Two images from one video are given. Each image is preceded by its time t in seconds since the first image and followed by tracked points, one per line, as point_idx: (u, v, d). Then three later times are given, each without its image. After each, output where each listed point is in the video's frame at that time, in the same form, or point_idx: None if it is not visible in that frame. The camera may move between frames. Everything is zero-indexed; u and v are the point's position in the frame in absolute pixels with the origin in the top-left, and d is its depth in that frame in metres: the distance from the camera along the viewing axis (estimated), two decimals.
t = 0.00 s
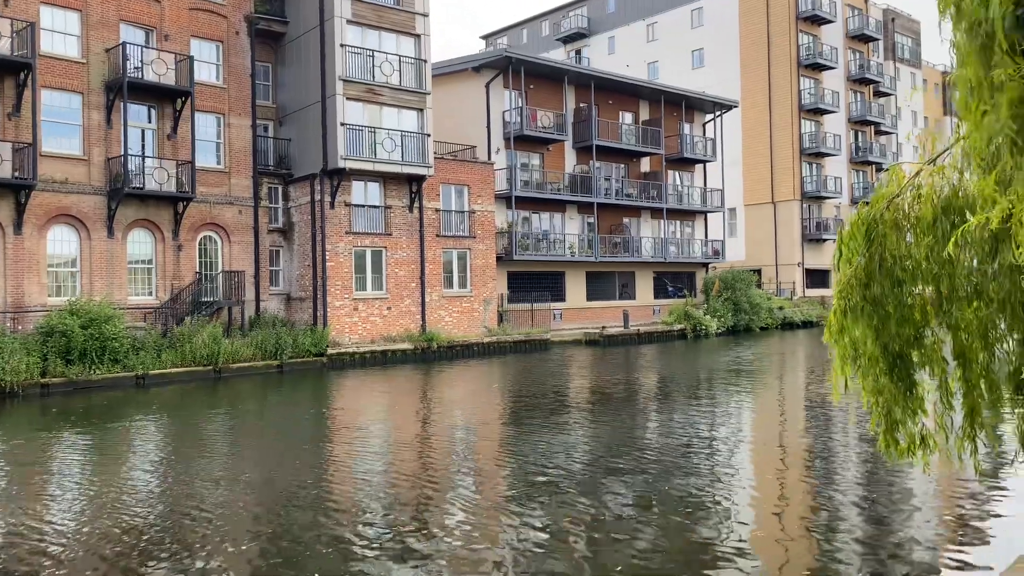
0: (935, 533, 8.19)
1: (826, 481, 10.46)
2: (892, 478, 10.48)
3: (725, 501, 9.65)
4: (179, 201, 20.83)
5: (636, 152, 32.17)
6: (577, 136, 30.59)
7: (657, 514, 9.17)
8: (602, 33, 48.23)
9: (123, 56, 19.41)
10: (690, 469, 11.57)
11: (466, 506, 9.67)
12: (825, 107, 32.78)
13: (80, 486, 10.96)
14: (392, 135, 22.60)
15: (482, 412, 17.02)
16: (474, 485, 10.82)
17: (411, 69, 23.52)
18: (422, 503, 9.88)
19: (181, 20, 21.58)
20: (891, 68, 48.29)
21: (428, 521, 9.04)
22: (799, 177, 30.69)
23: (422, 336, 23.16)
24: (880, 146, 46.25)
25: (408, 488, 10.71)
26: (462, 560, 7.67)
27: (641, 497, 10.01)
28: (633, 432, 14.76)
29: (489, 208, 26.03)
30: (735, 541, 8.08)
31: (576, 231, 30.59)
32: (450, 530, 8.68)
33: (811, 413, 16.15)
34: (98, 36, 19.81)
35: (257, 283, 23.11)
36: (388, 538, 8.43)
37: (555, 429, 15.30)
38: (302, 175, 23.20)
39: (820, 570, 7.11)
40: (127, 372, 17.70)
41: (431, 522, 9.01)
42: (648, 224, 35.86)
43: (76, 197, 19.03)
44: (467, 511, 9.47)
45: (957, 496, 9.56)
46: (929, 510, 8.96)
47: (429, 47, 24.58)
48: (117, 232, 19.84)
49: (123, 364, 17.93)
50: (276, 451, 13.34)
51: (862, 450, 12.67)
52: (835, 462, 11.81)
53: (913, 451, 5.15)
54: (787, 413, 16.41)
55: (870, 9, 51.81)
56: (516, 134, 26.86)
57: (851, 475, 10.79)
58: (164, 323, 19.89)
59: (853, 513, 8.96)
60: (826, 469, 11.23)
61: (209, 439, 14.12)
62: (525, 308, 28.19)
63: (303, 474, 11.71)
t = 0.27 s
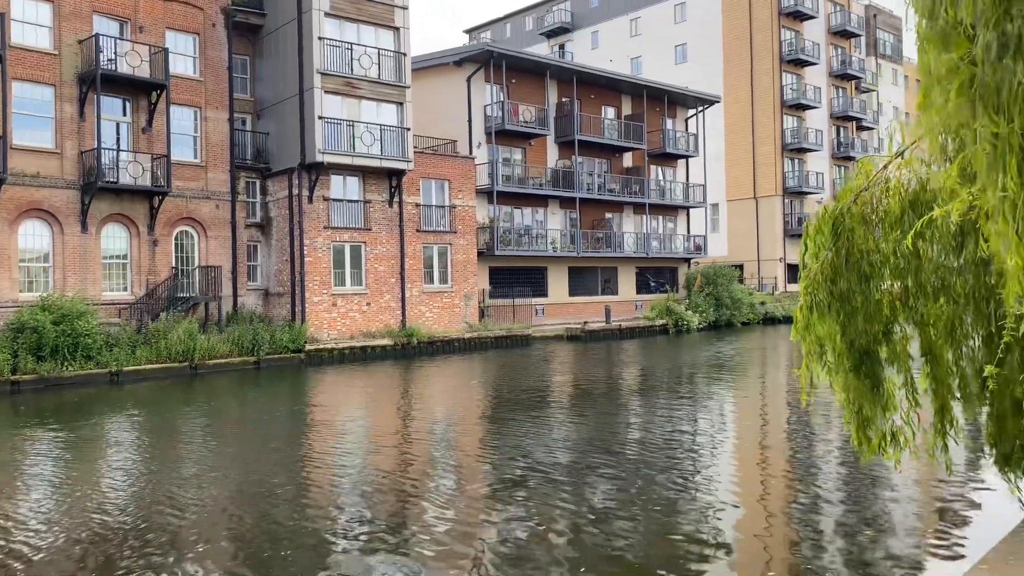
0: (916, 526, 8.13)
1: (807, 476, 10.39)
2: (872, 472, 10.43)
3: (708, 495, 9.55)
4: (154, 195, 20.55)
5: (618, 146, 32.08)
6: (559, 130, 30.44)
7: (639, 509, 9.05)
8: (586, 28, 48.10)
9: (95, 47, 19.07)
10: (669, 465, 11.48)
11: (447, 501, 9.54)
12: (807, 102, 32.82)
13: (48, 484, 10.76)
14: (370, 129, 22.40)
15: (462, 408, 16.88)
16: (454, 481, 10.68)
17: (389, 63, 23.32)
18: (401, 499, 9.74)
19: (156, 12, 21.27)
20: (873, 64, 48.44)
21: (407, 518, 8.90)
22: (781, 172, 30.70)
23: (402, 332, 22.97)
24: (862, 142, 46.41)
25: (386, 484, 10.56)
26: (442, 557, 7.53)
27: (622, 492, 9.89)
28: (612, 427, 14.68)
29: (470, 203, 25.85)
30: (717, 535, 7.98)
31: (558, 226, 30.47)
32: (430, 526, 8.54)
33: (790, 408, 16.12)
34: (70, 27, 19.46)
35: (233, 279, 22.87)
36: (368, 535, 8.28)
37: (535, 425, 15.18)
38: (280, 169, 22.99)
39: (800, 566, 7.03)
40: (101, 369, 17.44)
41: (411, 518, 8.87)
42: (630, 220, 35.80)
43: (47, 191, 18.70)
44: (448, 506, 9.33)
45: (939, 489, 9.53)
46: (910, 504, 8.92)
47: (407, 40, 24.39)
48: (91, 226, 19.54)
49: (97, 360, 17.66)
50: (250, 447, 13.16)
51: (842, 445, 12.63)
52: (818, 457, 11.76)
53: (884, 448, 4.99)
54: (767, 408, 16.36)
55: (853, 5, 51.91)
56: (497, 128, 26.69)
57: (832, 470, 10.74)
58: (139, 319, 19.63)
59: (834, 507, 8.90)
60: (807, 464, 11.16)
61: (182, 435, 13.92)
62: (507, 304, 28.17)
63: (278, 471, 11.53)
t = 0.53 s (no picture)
0: (896, 519, 8.08)
1: (787, 470, 10.35)
2: (852, 466, 10.38)
3: (688, 490, 9.49)
4: (129, 189, 20.24)
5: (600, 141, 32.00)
6: (541, 124, 30.29)
7: (619, 504, 8.97)
8: (568, 22, 47.95)
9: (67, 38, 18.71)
10: (648, 459, 11.38)
11: (428, 497, 9.42)
12: (789, 97, 32.85)
13: (12, 483, 10.51)
14: (349, 122, 22.20)
15: (439, 403, 16.75)
16: (433, 477, 10.56)
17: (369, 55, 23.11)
18: (380, 495, 9.60)
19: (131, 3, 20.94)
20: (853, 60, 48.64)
21: (386, 514, 8.77)
22: (763, 168, 30.73)
23: (381, 327, 22.79)
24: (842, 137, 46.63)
25: (362, 480, 10.42)
26: (423, 554, 7.38)
27: (600, 487, 9.81)
28: (590, 422, 14.57)
29: (450, 197, 25.69)
30: (700, 529, 7.92)
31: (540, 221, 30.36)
32: (410, 522, 8.41)
33: (768, 402, 16.10)
34: (42, 17, 19.09)
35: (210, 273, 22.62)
36: (347, 532, 8.14)
37: (512, 420, 15.07)
38: (256, 163, 22.75)
39: (783, 561, 6.93)
40: (73, 365, 17.16)
41: (390, 514, 8.73)
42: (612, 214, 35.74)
43: (19, 184, 18.35)
44: (427, 502, 9.21)
45: (919, 481, 9.53)
46: (890, 496, 8.88)
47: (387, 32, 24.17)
48: (63, 220, 19.21)
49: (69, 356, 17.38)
50: (222, 443, 12.95)
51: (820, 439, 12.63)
52: (800, 451, 11.72)
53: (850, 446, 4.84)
54: (745, 403, 16.33)
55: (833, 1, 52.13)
56: (478, 122, 26.52)
57: (814, 463, 10.69)
58: (113, 314, 19.34)
59: (813, 499, 8.88)
60: (789, 458, 11.11)
61: (153, 432, 13.69)
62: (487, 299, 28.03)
63: (251, 468, 11.34)
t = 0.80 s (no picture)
0: (880, 514, 8.06)
1: (768, 466, 10.28)
2: (833, 461, 10.34)
3: (670, 486, 9.39)
4: (102, 183, 19.90)
5: (582, 136, 31.87)
6: (523, 119, 30.12)
7: (599, 501, 8.86)
8: (551, 17, 47.76)
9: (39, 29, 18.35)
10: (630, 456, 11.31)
11: (408, 495, 9.27)
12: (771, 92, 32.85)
13: None
14: (327, 116, 21.98)
15: (417, 400, 16.59)
16: (412, 474, 10.40)
17: (347, 49, 22.87)
18: (358, 493, 9.44)
19: None
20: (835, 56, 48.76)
21: (365, 512, 8.61)
22: (745, 163, 30.70)
23: (360, 324, 22.59)
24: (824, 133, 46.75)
25: (338, 478, 10.25)
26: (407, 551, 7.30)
27: (581, 483, 9.70)
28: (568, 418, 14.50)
29: (431, 192, 25.51)
30: (682, 526, 7.82)
31: (522, 216, 30.20)
32: (389, 520, 8.26)
33: (747, 399, 16.05)
34: (13, 9, 18.71)
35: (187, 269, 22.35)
36: (325, 530, 7.98)
37: (491, 416, 14.92)
38: (234, 157, 22.47)
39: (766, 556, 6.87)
40: (45, 362, 16.85)
41: (369, 512, 8.58)
42: (595, 210, 35.63)
43: None
44: (406, 500, 9.06)
45: (900, 477, 9.48)
46: (872, 492, 8.84)
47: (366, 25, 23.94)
48: (36, 215, 18.85)
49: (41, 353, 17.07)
50: (193, 440, 12.75)
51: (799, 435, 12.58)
52: (782, 448, 11.72)
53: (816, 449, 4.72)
54: (725, 399, 16.28)
55: None
56: (459, 117, 26.32)
57: (796, 460, 10.68)
58: (87, 311, 19.03)
59: (793, 496, 8.81)
60: (771, 455, 11.09)
61: (124, 430, 13.44)
62: (469, 295, 27.82)
63: (223, 467, 11.14)
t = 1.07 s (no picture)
0: (861, 509, 7.99)
1: (752, 459, 10.19)
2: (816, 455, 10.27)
3: (653, 480, 9.27)
4: (76, 176, 19.56)
5: (566, 130, 31.71)
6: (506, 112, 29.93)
7: (581, 495, 8.73)
8: (536, 10, 47.53)
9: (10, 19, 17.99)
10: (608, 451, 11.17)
11: (388, 490, 9.11)
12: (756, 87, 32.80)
13: None
14: (306, 108, 21.77)
15: (396, 395, 16.40)
16: (392, 469, 10.24)
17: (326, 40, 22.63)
18: (338, 488, 9.27)
19: None
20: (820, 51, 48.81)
21: (344, 507, 8.45)
22: (730, 157, 30.63)
23: (341, 319, 22.37)
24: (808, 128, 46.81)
25: (315, 474, 10.07)
26: (383, 545, 7.18)
27: (562, 478, 9.57)
28: (546, 414, 14.34)
29: (412, 186, 25.30)
30: (664, 521, 7.71)
31: (505, 210, 30.02)
32: (368, 515, 8.11)
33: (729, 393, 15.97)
34: None
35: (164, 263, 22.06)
36: (304, 526, 7.82)
37: (471, 411, 14.76)
38: (211, 150, 22.18)
39: (749, 552, 6.75)
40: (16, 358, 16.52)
41: (348, 508, 8.42)
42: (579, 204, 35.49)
43: None
44: (386, 495, 8.91)
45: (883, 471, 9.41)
46: (856, 486, 8.76)
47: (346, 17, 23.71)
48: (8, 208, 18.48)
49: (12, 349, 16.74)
50: (165, 436, 12.53)
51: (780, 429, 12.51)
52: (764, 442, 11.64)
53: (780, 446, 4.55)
54: (707, 392, 16.19)
55: None
56: (442, 110, 26.10)
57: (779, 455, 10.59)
58: (61, 306, 18.71)
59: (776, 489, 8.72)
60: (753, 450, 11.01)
61: (95, 427, 13.18)
62: (451, 289, 27.46)
63: (195, 463, 10.94)
